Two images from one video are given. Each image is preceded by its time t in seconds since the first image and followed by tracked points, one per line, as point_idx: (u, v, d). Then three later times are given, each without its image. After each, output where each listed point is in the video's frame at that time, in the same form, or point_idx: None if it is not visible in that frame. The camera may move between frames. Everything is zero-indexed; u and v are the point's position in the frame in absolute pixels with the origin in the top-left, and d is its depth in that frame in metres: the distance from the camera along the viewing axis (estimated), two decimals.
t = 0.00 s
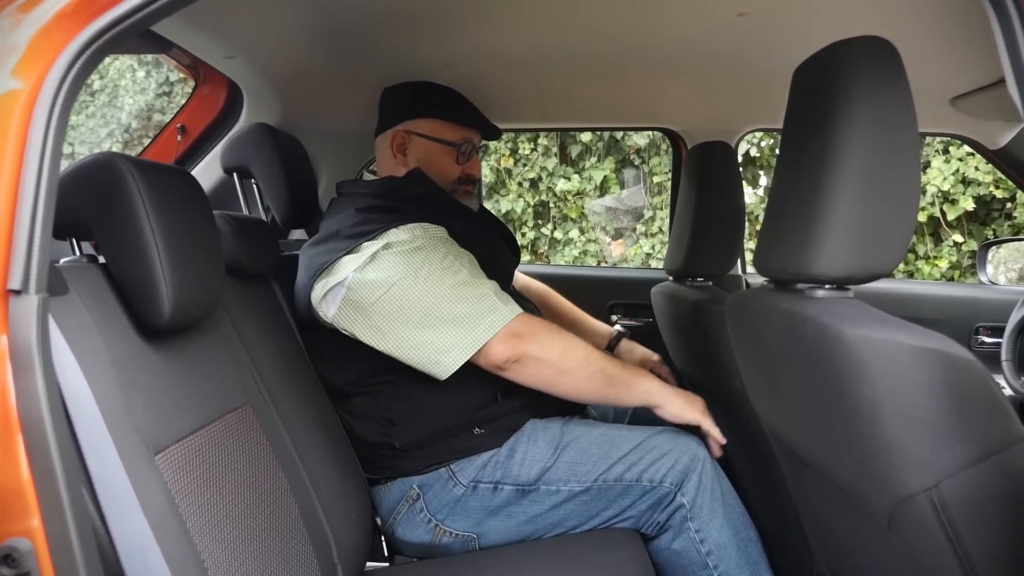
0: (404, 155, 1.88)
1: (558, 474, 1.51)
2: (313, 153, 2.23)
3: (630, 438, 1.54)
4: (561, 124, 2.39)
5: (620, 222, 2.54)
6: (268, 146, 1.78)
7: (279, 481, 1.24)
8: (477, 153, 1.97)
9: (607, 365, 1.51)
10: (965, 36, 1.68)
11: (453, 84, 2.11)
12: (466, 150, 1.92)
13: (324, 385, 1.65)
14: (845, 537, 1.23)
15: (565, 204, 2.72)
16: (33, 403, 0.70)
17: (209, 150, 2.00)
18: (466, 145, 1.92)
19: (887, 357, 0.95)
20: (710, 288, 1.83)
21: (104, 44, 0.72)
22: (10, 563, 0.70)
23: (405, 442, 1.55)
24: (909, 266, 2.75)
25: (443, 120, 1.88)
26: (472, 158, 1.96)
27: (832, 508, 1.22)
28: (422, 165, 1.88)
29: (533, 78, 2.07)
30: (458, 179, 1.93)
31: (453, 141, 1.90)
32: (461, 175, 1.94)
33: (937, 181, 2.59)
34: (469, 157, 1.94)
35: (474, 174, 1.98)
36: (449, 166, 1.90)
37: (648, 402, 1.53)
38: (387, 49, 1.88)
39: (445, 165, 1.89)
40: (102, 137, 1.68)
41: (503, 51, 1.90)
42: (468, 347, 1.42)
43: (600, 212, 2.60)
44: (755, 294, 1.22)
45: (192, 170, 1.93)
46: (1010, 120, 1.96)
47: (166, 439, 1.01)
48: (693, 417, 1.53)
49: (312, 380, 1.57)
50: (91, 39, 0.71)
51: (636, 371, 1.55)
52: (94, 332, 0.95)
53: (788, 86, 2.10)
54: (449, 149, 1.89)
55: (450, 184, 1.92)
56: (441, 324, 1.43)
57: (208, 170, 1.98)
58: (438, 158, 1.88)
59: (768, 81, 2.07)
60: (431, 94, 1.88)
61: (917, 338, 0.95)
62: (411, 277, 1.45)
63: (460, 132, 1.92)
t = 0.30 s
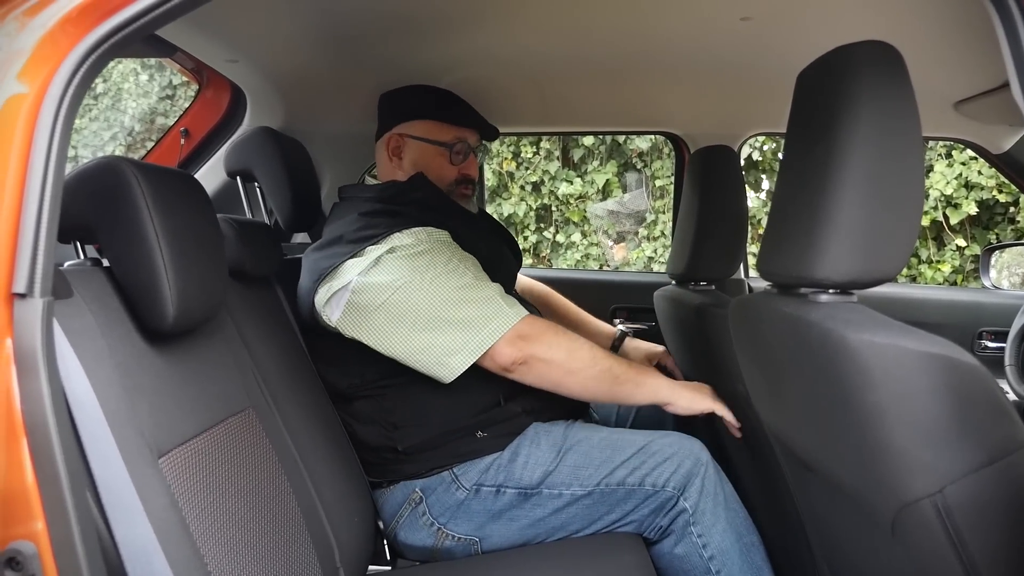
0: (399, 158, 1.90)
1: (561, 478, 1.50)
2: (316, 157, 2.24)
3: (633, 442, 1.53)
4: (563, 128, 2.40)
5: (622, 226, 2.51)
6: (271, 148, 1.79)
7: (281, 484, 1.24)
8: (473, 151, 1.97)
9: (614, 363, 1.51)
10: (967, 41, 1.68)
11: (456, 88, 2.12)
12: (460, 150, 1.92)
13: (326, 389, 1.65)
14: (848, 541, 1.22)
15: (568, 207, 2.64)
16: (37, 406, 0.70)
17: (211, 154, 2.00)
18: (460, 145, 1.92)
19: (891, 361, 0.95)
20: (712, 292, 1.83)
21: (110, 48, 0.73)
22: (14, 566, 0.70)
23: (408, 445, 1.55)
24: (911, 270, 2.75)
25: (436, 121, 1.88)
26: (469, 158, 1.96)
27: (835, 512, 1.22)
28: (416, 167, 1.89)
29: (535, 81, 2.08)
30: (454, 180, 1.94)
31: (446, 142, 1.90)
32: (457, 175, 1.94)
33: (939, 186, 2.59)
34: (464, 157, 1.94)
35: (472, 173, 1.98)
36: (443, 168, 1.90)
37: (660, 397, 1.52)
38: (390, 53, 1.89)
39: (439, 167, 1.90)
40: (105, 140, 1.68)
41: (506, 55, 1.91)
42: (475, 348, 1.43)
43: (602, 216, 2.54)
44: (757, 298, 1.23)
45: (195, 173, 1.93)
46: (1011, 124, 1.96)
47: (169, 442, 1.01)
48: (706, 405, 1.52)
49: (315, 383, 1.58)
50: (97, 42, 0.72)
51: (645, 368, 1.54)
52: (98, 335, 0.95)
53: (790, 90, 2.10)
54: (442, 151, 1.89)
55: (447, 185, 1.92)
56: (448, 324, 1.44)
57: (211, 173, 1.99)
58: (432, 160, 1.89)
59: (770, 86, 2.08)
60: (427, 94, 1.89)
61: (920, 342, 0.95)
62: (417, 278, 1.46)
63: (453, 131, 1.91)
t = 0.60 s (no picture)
0: (384, 158, 1.96)
1: (560, 483, 1.50)
2: (317, 158, 2.24)
3: (634, 446, 1.53)
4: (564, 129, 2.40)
5: (623, 227, 2.51)
6: (272, 148, 1.78)
7: (282, 485, 1.24)
8: (452, 144, 1.95)
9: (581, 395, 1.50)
10: (968, 42, 1.68)
11: (457, 89, 2.12)
12: (431, 142, 1.91)
13: (328, 390, 1.65)
14: (849, 543, 1.22)
15: (569, 208, 2.57)
16: (39, 405, 0.70)
17: (213, 155, 2.01)
18: (434, 137, 1.92)
19: (891, 363, 0.95)
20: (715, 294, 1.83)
21: (112, 49, 0.73)
22: (15, 566, 0.70)
23: (409, 447, 1.55)
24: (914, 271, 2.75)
25: (408, 117, 1.92)
26: (446, 151, 1.94)
27: (835, 513, 1.22)
28: (396, 166, 1.93)
29: (536, 82, 2.08)
30: (431, 174, 1.93)
31: (416, 135, 1.91)
32: (435, 169, 1.93)
33: (941, 187, 2.59)
34: (438, 149, 1.92)
35: (454, 167, 1.96)
36: (416, 162, 1.91)
37: (623, 429, 1.52)
38: (391, 54, 1.89)
39: (412, 163, 1.91)
40: (107, 141, 1.68)
41: (507, 56, 1.91)
42: (444, 372, 1.42)
43: (603, 216, 2.52)
44: (757, 299, 1.23)
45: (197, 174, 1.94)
46: (1014, 126, 1.96)
47: (170, 442, 1.01)
48: (666, 439, 1.53)
49: (317, 385, 1.58)
50: (98, 43, 0.72)
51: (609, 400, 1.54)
52: (98, 336, 0.95)
53: (792, 92, 2.10)
54: (411, 146, 1.91)
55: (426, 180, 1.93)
56: (417, 347, 1.43)
57: (213, 173, 2.00)
58: (407, 156, 1.91)
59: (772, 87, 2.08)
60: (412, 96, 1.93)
61: (921, 344, 0.95)
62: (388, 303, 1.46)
63: (424, 125, 1.92)
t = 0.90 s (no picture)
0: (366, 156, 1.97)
1: (559, 483, 1.49)
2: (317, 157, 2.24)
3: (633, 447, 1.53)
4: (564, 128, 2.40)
5: (623, 227, 2.51)
6: (272, 147, 1.78)
7: (282, 484, 1.24)
8: (431, 139, 1.95)
9: (570, 397, 1.50)
10: (967, 41, 1.68)
11: (456, 89, 2.12)
12: (408, 138, 1.92)
13: (327, 390, 1.65)
14: (848, 542, 1.22)
15: (569, 208, 2.59)
16: (38, 404, 0.70)
17: (213, 153, 2.00)
18: (411, 133, 1.92)
19: (890, 361, 0.95)
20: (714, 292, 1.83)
21: (110, 47, 0.73)
22: (15, 565, 0.70)
23: (409, 447, 1.55)
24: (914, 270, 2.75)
25: (385, 113, 1.92)
26: (425, 146, 1.94)
27: (835, 512, 1.22)
28: (376, 163, 1.94)
29: (535, 82, 2.08)
30: (411, 169, 1.93)
31: (393, 131, 1.92)
32: (414, 164, 1.93)
33: (940, 186, 2.59)
34: (415, 144, 1.92)
35: (433, 162, 1.96)
36: (394, 158, 1.92)
37: (612, 433, 1.52)
38: (391, 53, 1.89)
39: (391, 160, 1.92)
40: (106, 141, 1.68)
41: (507, 55, 1.91)
42: (434, 373, 1.42)
43: (603, 216, 2.51)
44: (758, 298, 1.23)
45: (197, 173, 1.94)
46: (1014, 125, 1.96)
47: (169, 441, 1.01)
48: (654, 443, 1.53)
49: (316, 384, 1.58)
50: (98, 41, 0.72)
51: (598, 404, 1.54)
52: (98, 335, 0.95)
53: (791, 91, 2.10)
54: (389, 142, 1.91)
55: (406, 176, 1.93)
56: (407, 347, 1.44)
57: (212, 173, 2.00)
58: (386, 152, 1.92)
59: (771, 87, 2.08)
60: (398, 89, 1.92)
61: (920, 342, 0.95)
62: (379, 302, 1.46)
63: (401, 121, 1.92)
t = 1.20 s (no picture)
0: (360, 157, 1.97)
1: (558, 485, 1.49)
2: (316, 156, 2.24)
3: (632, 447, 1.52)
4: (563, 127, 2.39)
5: (623, 226, 2.50)
6: (271, 147, 1.78)
7: (282, 482, 1.24)
8: (423, 140, 1.95)
9: (566, 398, 1.50)
10: (967, 40, 1.68)
11: (456, 87, 2.12)
12: (400, 139, 1.92)
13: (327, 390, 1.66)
14: (848, 540, 1.22)
15: (569, 207, 2.60)
16: (38, 403, 0.70)
17: (213, 152, 2.01)
18: (403, 134, 1.92)
19: (889, 360, 0.95)
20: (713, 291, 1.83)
21: (109, 46, 0.73)
22: (14, 564, 0.69)
23: (408, 445, 1.55)
24: (914, 270, 2.75)
25: (377, 114, 1.92)
26: (417, 146, 1.94)
27: (834, 510, 1.22)
28: (369, 164, 1.94)
29: (534, 81, 2.08)
30: (404, 170, 1.93)
31: (386, 132, 1.92)
32: (407, 165, 1.94)
33: (939, 186, 2.59)
34: (408, 145, 1.92)
35: (426, 164, 1.95)
36: (387, 159, 1.92)
37: (608, 435, 1.52)
38: (390, 52, 1.89)
39: (384, 161, 1.92)
40: (106, 140, 1.68)
41: (506, 55, 1.91)
42: (429, 373, 1.43)
43: (603, 215, 2.52)
44: (757, 296, 1.23)
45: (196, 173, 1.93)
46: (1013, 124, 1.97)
47: (169, 440, 1.01)
48: (651, 445, 1.52)
49: (316, 383, 1.58)
50: (97, 39, 0.72)
51: (595, 406, 1.54)
52: (98, 333, 0.95)
53: (791, 90, 2.10)
54: (382, 143, 1.92)
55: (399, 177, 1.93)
56: (402, 346, 1.44)
57: (212, 172, 2.00)
58: (379, 154, 1.92)
59: (771, 85, 2.07)
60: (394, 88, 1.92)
61: (920, 341, 0.95)
62: (375, 302, 1.47)
63: (394, 122, 1.92)
